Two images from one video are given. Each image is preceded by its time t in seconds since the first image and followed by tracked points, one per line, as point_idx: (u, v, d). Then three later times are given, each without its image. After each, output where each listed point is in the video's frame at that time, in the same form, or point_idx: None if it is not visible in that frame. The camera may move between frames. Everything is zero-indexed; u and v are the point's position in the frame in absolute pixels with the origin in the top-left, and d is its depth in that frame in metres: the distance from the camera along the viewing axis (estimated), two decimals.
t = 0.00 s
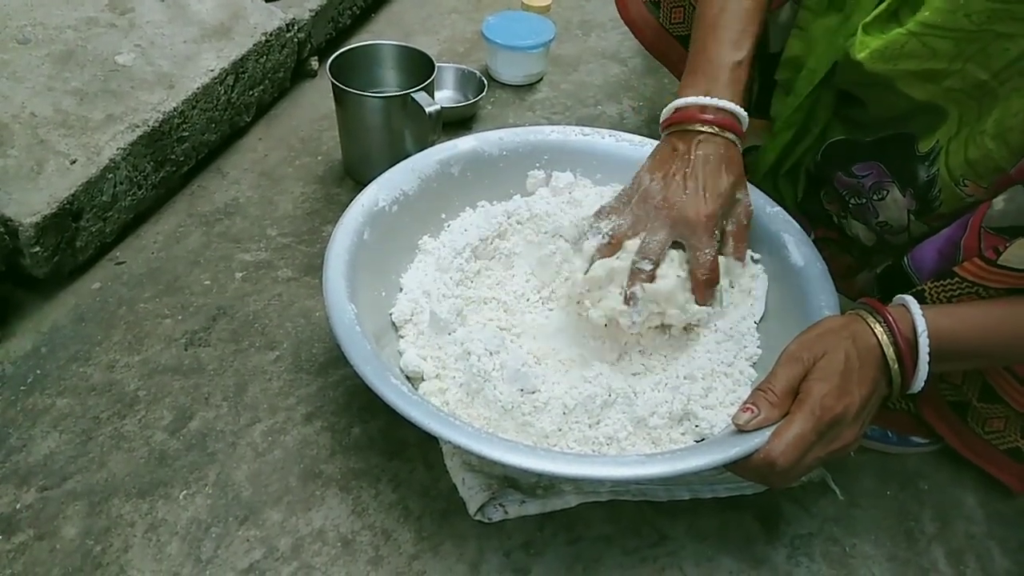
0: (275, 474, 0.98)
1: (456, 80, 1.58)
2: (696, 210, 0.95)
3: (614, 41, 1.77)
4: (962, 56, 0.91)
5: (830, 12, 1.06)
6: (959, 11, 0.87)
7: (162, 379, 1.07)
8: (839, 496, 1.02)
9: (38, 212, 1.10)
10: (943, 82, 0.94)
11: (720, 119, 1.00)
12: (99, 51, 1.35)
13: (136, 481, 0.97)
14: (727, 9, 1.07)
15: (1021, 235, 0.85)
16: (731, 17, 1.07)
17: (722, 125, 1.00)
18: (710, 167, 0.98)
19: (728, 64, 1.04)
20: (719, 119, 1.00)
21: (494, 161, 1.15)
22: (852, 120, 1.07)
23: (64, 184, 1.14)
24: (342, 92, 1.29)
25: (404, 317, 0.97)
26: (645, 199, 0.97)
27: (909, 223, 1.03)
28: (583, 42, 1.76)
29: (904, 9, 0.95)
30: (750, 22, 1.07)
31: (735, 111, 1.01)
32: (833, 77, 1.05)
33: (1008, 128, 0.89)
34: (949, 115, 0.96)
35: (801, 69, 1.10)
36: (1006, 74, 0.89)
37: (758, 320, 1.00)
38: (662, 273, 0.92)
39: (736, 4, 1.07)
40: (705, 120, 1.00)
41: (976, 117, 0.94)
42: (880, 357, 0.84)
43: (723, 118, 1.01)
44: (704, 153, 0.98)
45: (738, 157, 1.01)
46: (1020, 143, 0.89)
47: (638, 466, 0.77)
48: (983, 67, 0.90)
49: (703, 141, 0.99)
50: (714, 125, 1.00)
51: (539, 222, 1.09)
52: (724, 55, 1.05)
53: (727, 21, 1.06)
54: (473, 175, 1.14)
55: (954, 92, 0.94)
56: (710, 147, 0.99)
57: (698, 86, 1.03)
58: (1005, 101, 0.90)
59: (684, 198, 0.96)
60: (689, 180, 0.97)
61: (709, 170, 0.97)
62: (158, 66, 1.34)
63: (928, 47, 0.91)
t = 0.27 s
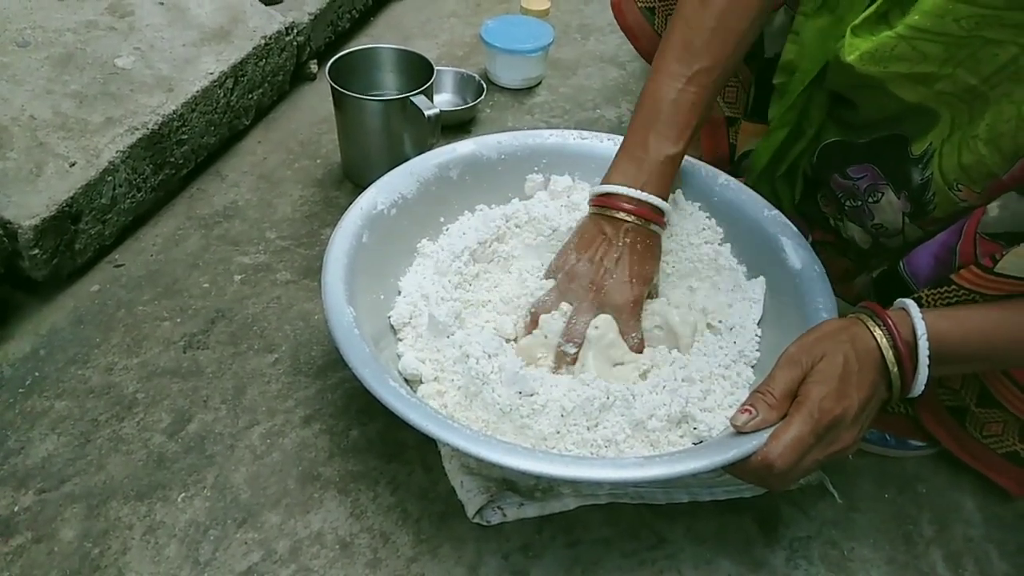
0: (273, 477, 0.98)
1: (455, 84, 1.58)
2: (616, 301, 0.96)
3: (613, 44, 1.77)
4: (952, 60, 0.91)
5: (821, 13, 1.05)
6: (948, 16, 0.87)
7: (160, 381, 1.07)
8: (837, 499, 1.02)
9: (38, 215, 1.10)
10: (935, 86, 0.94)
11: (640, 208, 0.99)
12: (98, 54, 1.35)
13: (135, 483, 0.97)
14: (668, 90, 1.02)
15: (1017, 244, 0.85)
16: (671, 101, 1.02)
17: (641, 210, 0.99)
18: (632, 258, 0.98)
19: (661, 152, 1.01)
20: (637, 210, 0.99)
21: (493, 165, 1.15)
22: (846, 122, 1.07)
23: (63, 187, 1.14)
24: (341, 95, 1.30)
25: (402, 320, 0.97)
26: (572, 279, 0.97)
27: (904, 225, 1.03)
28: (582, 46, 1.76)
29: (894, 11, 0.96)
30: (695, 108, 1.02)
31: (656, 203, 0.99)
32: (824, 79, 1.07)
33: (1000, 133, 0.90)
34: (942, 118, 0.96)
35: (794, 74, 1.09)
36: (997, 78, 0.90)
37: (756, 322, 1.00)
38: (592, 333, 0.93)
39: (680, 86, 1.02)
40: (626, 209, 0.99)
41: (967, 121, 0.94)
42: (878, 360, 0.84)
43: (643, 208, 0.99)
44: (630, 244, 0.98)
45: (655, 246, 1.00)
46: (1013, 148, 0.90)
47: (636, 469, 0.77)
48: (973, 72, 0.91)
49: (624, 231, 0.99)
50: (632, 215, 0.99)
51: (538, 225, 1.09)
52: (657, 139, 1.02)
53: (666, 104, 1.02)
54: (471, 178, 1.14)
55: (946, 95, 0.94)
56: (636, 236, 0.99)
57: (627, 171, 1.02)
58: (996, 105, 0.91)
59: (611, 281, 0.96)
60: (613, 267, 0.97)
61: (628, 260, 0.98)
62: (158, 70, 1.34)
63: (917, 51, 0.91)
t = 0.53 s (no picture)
0: (272, 478, 0.98)
1: (453, 86, 1.59)
2: (573, 295, 0.96)
3: (612, 47, 1.78)
4: (960, 58, 0.92)
5: (827, 13, 1.06)
6: (957, 13, 0.88)
7: (158, 383, 1.07)
8: (834, 501, 1.02)
9: (36, 216, 1.10)
10: (941, 84, 0.95)
11: (632, 229, 0.98)
12: (97, 56, 1.35)
13: (133, 485, 0.97)
14: (675, 113, 1.00)
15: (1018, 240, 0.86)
16: (676, 124, 1.00)
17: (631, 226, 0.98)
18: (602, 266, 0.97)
19: (661, 173, 1.00)
20: (629, 227, 0.98)
21: (491, 167, 1.15)
22: (849, 120, 1.07)
23: (62, 188, 1.14)
24: (340, 97, 1.30)
25: (401, 322, 0.98)
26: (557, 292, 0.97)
27: (905, 225, 1.03)
28: (580, 48, 1.77)
29: (901, 9, 0.96)
30: (698, 133, 1.01)
31: (645, 221, 0.98)
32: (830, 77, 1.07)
33: (1006, 132, 0.90)
34: (946, 117, 0.97)
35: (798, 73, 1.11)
36: (1004, 77, 0.90)
37: (754, 324, 1.01)
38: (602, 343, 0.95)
39: (687, 109, 1.00)
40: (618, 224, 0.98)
41: (973, 119, 0.94)
42: (875, 363, 0.84)
43: (637, 228, 0.98)
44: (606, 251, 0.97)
45: (639, 265, 0.99)
46: (1019, 146, 0.90)
47: (635, 471, 0.77)
48: (980, 70, 0.91)
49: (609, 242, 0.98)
50: (623, 232, 0.98)
51: (536, 227, 1.09)
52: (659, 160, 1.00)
53: (672, 127, 1.00)
54: (470, 180, 1.14)
55: (952, 94, 0.95)
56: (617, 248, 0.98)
57: (626, 189, 1.00)
58: (1002, 103, 0.91)
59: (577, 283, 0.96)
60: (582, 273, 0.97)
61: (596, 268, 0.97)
62: (156, 71, 1.34)
63: (926, 49, 0.92)
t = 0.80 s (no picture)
0: (273, 479, 0.98)
1: (454, 87, 1.59)
2: (595, 240, 0.94)
3: (612, 48, 1.78)
4: (965, 53, 0.91)
5: (834, 8, 1.07)
6: (962, 7, 0.88)
7: (160, 384, 1.07)
8: (835, 501, 1.02)
9: (38, 218, 1.11)
10: (945, 80, 0.95)
11: (671, 180, 0.97)
12: (99, 57, 1.35)
13: (135, 486, 0.97)
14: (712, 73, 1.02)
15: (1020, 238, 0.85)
16: (711, 83, 1.02)
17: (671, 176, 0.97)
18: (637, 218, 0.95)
19: (700, 124, 1.01)
20: (669, 179, 0.97)
21: (492, 168, 1.16)
22: (854, 116, 1.08)
23: (63, 190, 1.14)
24: (341, 98, 1.30)
25: (402, 323, 0.98)
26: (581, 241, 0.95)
27: (906, 223, 1.04)
28: (580, 49, 1.77)
29: (909, 5, 0.96)
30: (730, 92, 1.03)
31: (683, 171, 0.97)
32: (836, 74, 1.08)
33: (1009, 127, 0.90)
34: (950, 112, 0.97)
35: (803, 69, 1.11)
36: (1008, 72, 0.90)
37: (754, 325, 1.01)
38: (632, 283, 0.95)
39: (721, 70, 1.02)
40: (656, 177, 0.97)
41: (977, 115, 0.94)
42: (875, 363, 0.84)
43: (676, 179, 0.98)
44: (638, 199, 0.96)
45: (672, 221, 0.98)
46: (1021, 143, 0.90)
47: (635, 471, 0.77)
48: (984, 66, 0.91)
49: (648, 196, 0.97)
50: (660, 181, 0.97)
51: (536, 227, 1.09)
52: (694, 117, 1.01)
53: (709, 86, 1.02)
54: (471, 181, 1.15)
55: (956, 90, 0.95)
56: (656, 199, 0.97)
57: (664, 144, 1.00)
58: (1006, 99, 0.91)
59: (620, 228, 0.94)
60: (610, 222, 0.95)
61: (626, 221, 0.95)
62: (158, 73, 1.34)
63: (930, 43, 0.92)
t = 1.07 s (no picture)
0: (271, 480, 0.98)
1: (453, 89, 1.59)
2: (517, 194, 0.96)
3: (611, 49, 1.78)
4: (959, 62, 0.91)
5: (827, 18, 1.05)
6: (956, 18, 0.87)
7: (158, 385, 1.07)
8: (834, 502, 1.02)
9: (36, 218, 1.10)
10: (940, 89, 0.95)
11: (611, 136, 0.99)
12: (98, 58, 1.35)
13: (133, 487, 0.97)
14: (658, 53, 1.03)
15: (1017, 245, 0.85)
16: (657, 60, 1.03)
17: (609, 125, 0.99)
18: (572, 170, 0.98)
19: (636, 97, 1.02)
20: (609, 131, 0.98)
21: (491, 169, 1.16)
22: (848, 125, 1.08)
23: (62, 191, 1.14)
24: (340, 100, 1.30)
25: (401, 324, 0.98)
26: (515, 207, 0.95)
27: (905, 229, 1.04)
28: (580, 50, 1.77)
29: (903, 14, 0.95)
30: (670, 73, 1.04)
31: (623, 129, 0.99)
32: (830, 84, 1.07)
33: (1005, 136, 0.90)
34: (945, 121, 0.97)
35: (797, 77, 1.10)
36: (1002, 81, 0.90)
37: (754, 327, 1.01)
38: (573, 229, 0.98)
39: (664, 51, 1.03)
40: (597, 133, 0.99)
41: (971, 124, 0.95)
42: (874, 365, 0.84)
43: (615, 133, 0.99)
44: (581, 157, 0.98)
45: (605, 179, 0.99)
46: (1017, 152, 0.90)
47: (634, 473, 0.77)
48: (979, 75, 0.91)
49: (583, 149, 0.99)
50: (604, 138, 0.99)
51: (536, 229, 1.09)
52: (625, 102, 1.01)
53: (653, 64, 1.03)
54: (470, 182, 1.14)
55: (951, 99, 0.95)
56: (595, 152, 0.99)
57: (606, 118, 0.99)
58: (1001, 108, 0.91)
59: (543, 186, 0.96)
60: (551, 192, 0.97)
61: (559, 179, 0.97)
62: (156, 73, 1.34)
63: (925, 53, 0.91)
